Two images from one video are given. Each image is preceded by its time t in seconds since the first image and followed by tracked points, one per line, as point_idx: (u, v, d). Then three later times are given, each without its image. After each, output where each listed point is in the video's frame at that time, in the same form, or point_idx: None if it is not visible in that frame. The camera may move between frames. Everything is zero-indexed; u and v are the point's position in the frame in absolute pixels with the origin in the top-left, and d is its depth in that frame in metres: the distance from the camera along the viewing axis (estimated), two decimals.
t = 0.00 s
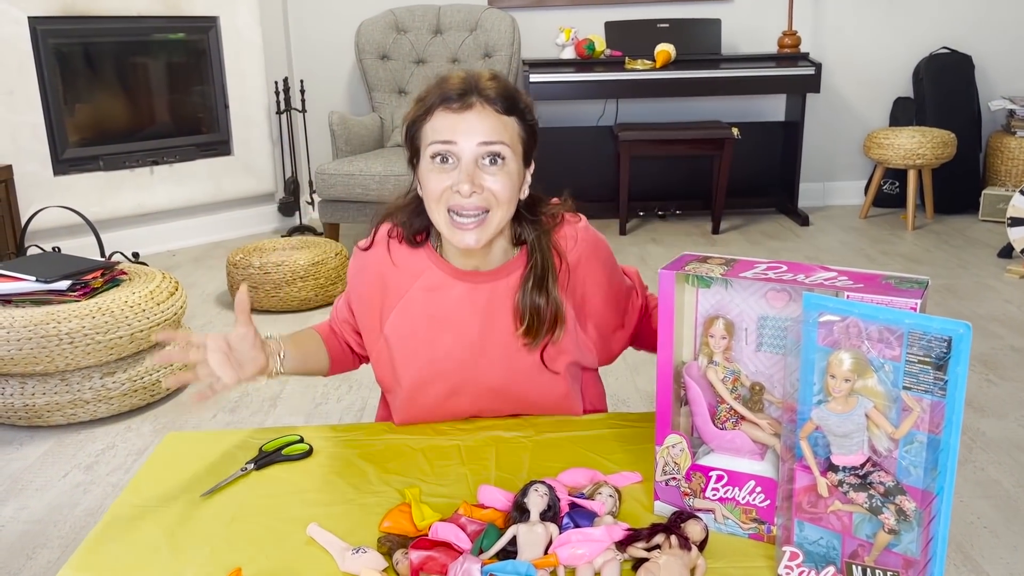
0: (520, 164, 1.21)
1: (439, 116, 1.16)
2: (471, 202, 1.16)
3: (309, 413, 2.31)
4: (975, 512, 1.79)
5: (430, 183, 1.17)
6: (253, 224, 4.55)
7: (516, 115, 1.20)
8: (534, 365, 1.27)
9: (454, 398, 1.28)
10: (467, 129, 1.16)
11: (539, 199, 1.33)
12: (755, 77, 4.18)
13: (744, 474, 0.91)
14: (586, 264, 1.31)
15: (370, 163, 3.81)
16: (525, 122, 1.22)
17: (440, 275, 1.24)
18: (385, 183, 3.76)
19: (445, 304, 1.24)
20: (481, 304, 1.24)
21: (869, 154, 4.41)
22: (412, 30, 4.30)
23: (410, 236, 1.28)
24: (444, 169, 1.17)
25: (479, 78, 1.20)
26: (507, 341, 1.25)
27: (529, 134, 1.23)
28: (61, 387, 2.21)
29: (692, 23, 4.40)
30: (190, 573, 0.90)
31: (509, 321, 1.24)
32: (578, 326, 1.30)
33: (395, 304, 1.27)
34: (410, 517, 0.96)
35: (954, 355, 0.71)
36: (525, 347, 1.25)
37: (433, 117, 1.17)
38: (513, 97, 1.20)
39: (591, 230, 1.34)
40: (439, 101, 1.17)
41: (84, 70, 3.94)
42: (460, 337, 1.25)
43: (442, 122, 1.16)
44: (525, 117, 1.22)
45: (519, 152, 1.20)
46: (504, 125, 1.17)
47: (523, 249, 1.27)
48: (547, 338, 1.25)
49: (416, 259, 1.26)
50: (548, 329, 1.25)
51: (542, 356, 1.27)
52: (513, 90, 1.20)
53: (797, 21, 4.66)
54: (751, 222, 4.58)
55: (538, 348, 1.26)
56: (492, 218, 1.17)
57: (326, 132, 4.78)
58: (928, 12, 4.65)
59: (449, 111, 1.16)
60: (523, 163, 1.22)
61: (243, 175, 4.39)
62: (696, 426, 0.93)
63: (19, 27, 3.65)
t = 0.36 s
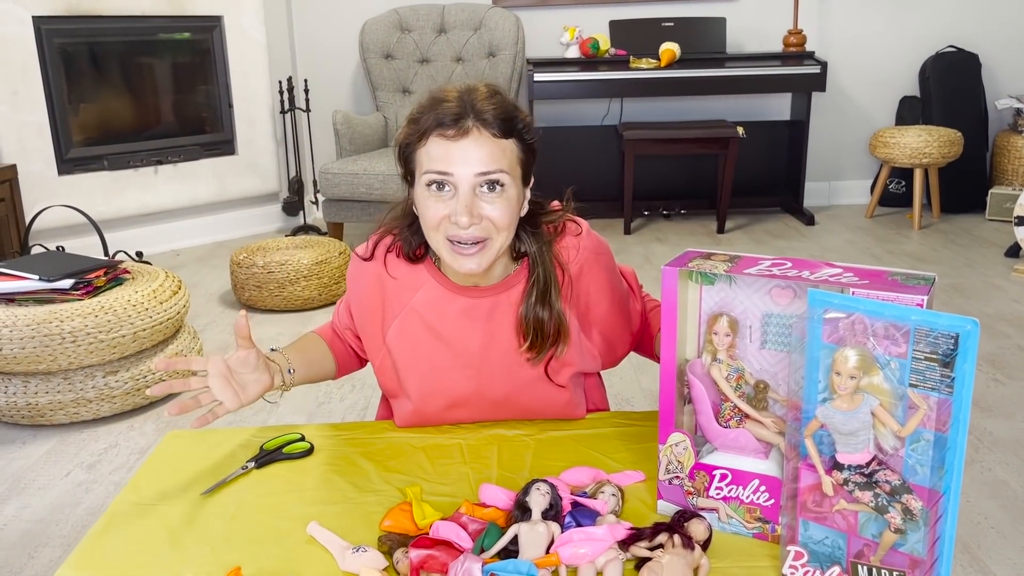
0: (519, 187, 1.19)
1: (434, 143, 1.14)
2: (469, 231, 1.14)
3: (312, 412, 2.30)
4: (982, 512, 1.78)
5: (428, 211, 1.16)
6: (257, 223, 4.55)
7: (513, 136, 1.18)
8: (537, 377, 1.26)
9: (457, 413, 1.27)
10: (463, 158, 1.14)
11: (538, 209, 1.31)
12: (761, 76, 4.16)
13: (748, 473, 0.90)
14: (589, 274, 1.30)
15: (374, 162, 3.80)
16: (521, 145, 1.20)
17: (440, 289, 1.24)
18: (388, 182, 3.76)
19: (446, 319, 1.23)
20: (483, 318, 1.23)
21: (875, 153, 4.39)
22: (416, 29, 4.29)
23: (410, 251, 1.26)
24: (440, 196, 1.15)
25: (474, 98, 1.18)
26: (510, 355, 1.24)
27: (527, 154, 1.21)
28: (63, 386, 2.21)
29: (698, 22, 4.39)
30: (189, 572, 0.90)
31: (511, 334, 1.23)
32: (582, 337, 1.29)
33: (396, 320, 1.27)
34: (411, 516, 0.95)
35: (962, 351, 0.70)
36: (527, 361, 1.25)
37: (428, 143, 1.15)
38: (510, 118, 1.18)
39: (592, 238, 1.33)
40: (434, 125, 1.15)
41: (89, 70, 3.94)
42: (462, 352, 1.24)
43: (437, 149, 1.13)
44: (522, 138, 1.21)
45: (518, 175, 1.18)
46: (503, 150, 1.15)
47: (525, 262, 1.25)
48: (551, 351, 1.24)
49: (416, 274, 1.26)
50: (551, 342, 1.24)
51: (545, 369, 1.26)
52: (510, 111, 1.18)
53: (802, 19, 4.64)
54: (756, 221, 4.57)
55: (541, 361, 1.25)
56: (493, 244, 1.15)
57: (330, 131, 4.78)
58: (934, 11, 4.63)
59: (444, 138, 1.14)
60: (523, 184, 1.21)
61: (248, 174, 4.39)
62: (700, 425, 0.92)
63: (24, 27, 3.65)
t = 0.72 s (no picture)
0: (517, 149, 1.20)
1: (434, 106, 1.15)
2: (473, 190, 1.15)
3: (314, 412, 2.30)
4: (986, 515, 1.77)
5: (430, 173, 1.16)
6: (260, 223, 4.55)
7: (510, 97, 1.20)
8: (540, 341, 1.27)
9: (457, 378, 1.27)
10: (464, 120, 1.15)
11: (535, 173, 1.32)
12: (765, 76, 4.15)
13: (750, 475, 0.89)
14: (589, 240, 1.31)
15: (378, 162, 3.80)
16: (519, 104, 1.21)
17: (445, 250, 1.25)
18: (391, 182, 3.75)
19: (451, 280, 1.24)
20: (484, 280, 1.24)
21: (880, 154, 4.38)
22: (419, 30, 4.30)
23: (421, 214, 1.27)
24: (443, 158, 1.16)
25: (472, 63, 1.19)
26: (510, 318, 1.24)
27: (523, 116, 1.23)
28: (65, 386, 2.21)
29: (702, 22, 4.38)
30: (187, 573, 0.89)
31: (512, 296, 1.24)
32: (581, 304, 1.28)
33: (398, 284, 1.26)
34: (411, 517, 0.94)
35: (967, 351, 0.69)
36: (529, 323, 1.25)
37: (429, 108, 1.16)
38: (506, 80, 1.19)
39: (592, 207, 1.34)
40: (434, 91, 1.16)
41: (93, 70, 3.95)
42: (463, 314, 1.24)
43: (439, 113, 1.14)
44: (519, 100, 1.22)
45: (516, 135, 1.20)
46: (500, 112, 1.16)
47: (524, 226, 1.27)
48: (548, 314, 1.25)
49: (420, 237, 1.26)
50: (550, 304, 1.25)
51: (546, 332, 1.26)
52: (505, 74, 1.19)
53: (807, 20, 4.63)
54: (760, 222, 4.56)
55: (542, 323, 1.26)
56: (495, 201, 1.17)
57: (333, 131, 4.78)
58: (939, 11, 4.62)
59: (445, 102, 1.15)
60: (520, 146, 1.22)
61: (251, 174, 4.40)
62: (702, 427, 0.91)
63: (28, 27, 3.66)
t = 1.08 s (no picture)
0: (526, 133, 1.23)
1: (452, 101, 1.17)
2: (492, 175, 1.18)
3: (317, 415, 2.30)
4: (990, 520, 1.76)
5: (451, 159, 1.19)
6: (264, 225, 4.55)
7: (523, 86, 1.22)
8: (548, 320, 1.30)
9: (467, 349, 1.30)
10: (481, 110, 1.17)
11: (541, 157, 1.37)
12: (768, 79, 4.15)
13: (754, 479, 0.89)
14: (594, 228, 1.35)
15: (381, 164, 3.80)
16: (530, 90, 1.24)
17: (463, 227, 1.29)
18: (394, 184, 3.76)
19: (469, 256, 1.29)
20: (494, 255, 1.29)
21: (883, 157, 4.38)
22: (423, 32, 4.30)
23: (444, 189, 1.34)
24: (463, 146, 1.18)
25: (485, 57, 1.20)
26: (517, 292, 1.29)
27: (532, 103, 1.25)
28: (68, 387, 2.21)
29: (705, 24, 4.38)
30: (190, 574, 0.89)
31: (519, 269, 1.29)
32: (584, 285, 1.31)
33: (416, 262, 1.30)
34: (414, 520, 0.94)
35: (971, 356, 0.69)
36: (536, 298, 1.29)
37: (447, 102, 1.18)
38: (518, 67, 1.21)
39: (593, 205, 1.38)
40: (452, 86, 1.18)
41: (97, 72, 3.96)
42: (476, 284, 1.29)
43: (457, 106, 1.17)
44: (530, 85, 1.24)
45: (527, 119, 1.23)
46: (514, 104, 1.18)
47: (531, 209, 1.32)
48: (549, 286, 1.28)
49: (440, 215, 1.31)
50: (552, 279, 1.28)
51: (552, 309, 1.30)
52: (516, 67, 1.21)
53: (810, 23, 4.62)
54: (763, 225, 4.55)
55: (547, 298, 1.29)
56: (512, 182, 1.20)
57: (336, 133, 4.79)
58: (943, 14, 4.62)
59: (462, 96, 1.17)
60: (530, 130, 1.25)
61: (254, 176, 4.40)
62: (706, 430, 0.91)
63: (32, 28, 3.67)
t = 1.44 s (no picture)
0: (522, 136, 1.25)
1: (451, 103, 1.19)
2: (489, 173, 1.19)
3: (317, 416, 2.30)
4: (990, 523, 1.76)
5: (450, 159, 1.21)
6: (264, 227, 4.56)
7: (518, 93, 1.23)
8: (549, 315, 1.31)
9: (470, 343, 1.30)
10: (479, 112, 1.18)
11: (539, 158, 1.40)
12: (769, 83, 4.16)
13: (755, 481, 0.90)
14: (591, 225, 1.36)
15: (382, 166, 3.80)
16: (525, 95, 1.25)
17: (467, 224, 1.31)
18: (395, 186, 3.76)
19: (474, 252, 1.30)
20: (499, 249, 1.30)
21: (884, 161, 4.38)
22: (424, 34, 4.30)
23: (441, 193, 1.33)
24: (462, 146, 1.20)
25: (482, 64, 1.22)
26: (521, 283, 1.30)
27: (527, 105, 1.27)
28: (69, 388, 2.21)
29: (706, 27, 4.38)
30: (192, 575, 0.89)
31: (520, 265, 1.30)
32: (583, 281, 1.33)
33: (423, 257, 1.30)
34: (415, 522, 0.95)
35: (972, 360, 0.69)
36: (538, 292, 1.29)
37: (447, 105, 1.20)
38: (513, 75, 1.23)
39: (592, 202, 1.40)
40: (451, 91, 1.19)
41: (98, 73, 3.97)
42: (480, 278, 1.29)
43: (456, 108, 1.19)
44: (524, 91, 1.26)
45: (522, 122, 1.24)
46: (511, 105, 1.20)
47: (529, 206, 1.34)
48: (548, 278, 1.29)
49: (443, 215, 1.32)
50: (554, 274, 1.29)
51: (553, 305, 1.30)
52: (512, 70, 1.23)
53: (811, 27, 4.63)
54: (763, 228, 4.55)
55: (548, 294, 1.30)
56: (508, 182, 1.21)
57: (337, 134, 4.79)
58: (944, 18, 4.63)
59: (461, 99, 1.19)
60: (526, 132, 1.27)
61: (255, 178, 4.41)
62: (707, 433, 0.91)
63: (33, 30, 3.67)
